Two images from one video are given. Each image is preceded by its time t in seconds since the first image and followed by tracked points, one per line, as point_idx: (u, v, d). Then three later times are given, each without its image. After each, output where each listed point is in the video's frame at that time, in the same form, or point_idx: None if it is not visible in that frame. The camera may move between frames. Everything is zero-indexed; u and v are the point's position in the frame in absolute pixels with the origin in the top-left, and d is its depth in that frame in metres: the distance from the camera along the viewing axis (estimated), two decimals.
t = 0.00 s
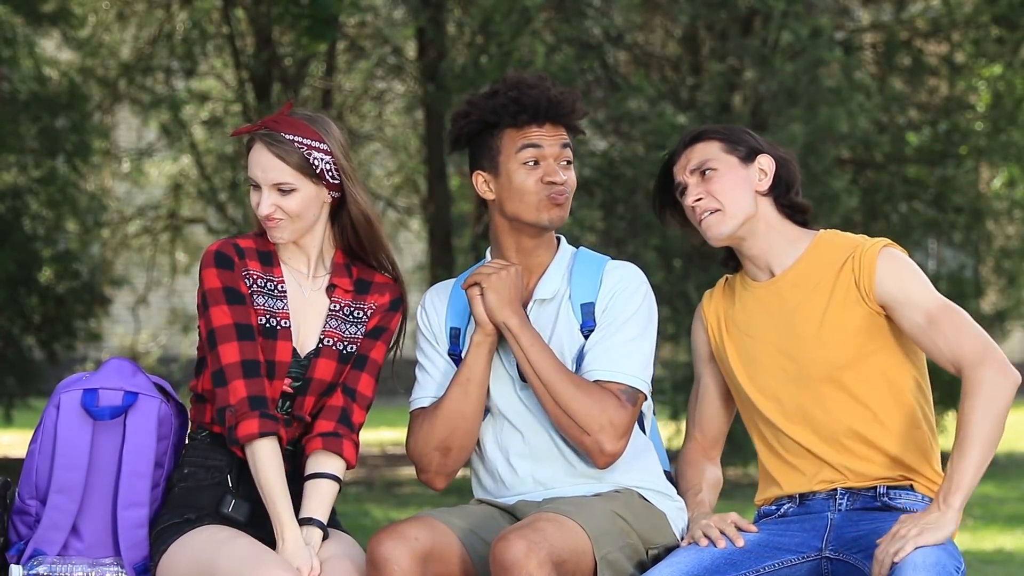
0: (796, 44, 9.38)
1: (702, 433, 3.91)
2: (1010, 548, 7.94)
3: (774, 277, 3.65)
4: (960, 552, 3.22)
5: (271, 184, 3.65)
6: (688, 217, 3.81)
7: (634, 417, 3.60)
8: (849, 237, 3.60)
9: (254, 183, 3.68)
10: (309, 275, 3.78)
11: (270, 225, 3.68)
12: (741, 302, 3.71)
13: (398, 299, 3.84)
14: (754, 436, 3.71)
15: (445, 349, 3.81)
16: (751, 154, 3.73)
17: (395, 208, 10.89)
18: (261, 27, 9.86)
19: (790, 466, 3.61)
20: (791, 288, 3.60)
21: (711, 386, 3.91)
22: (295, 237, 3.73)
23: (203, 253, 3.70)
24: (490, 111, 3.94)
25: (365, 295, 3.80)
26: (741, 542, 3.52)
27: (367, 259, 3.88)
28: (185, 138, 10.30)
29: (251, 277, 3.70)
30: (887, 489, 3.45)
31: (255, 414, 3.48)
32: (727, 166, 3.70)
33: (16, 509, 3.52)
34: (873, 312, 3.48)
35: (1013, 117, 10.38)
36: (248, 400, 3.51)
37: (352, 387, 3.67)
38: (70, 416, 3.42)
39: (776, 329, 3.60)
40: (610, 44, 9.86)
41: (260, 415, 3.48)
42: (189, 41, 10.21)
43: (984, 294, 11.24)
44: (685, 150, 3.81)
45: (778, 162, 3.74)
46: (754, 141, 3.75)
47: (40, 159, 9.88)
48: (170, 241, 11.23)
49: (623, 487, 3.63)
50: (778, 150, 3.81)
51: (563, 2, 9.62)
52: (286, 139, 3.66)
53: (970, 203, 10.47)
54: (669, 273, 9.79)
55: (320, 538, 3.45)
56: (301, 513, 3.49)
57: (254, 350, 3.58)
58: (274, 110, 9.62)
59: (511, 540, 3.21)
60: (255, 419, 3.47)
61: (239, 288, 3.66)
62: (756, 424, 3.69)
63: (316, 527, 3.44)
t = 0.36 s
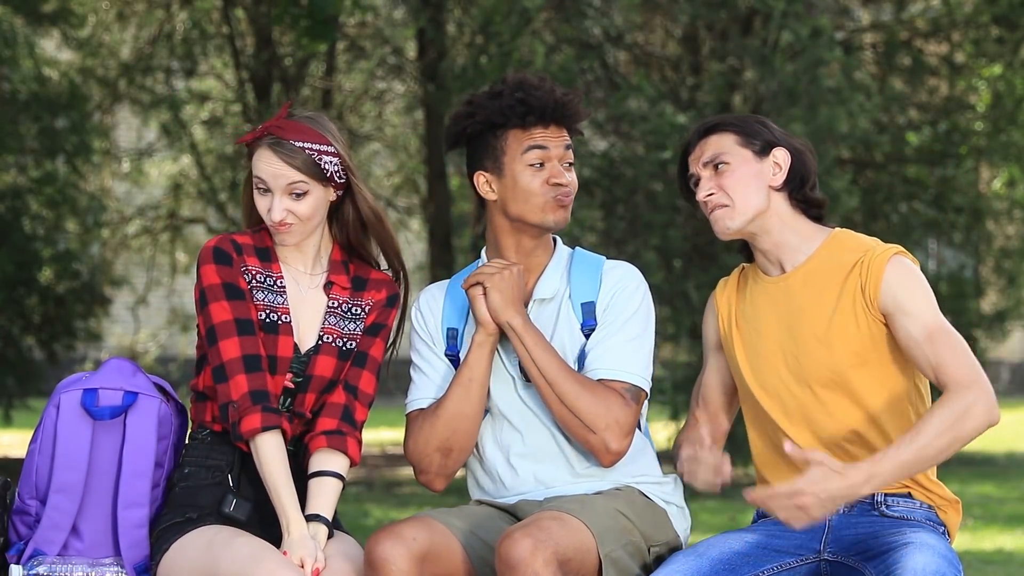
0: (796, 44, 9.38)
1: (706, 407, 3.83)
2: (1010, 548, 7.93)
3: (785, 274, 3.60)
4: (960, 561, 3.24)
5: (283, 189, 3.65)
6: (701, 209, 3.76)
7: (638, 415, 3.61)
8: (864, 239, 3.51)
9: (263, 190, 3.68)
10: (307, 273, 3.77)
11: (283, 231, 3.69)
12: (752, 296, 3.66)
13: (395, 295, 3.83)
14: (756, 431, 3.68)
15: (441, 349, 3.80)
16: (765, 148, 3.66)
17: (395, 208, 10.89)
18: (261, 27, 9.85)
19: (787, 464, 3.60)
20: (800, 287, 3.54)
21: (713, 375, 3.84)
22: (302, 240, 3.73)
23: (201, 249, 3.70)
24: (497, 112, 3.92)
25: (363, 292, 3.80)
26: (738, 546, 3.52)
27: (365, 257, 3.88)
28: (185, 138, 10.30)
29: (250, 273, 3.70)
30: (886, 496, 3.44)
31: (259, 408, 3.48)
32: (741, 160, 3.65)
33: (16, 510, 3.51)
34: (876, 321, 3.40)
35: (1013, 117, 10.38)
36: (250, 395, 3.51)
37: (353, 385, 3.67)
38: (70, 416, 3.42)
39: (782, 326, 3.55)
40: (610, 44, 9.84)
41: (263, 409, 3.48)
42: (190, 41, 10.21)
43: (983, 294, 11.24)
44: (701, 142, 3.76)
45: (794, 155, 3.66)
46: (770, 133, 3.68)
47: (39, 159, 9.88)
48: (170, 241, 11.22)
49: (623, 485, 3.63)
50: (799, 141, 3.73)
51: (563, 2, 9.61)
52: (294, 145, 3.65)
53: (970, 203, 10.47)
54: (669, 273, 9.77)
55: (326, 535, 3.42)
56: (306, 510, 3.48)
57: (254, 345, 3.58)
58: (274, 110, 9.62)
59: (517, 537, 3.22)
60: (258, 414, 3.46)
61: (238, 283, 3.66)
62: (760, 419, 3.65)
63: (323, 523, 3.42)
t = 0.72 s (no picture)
0: (796, 44, 9.38)
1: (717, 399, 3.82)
2: (1010, 548, 7.94)
3: (795, 270, 3.62)
4: (960, 560, 3.24)
5: (315, 188, 3.67)
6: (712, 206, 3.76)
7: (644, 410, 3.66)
8: (872, 239, 3.53)
9: (286, 193, 3.66)
10: (303, 273, 3.77)
11: (312, 230, 3.68)
12: (760, 293, 3.69)
13: (391, 294, 3.83)
14: (761, 428, 3.72)
15: (439, 350, 3.80)
16: (776, 145, 3.65)
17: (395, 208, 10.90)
18: (261, 27, 9.85)
19: (789, 463, 3.62)
20: (806, 284, 3.57)
21: (727, 368, 3.84)
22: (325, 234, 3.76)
23: (197, 252, 3.71)
24: (505, 113, 3.89)
25: (360, 290, 3.80)
26: (737, 546, 3.51)
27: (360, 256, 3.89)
28: (185, 138, 10.30)
29: (245, 275, 3.70)
30: (887, 496, 3.45)
31: (250, 411, 3.48)
32: (751, 158, 3.64)
33: (16, 510, 3.51)
34: (878, 319, 3.44)
35: (1013, 117, 10.42)
36: (242, 398, 3.52)
37: (352, 382, 3.66)
38: (70, 416, 3.41)
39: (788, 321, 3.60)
40: (611, 44, 9.84)
41: (255, 412, 3.48)
42: (190, 41, 10.21)
43: (983, 294, 11.24)
44: (712, 139, 3.74)
45: (805, 151, 3.66)
46: (779, 129, 3.67)
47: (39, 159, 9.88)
48: (170, 241, 11.21)
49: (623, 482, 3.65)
50: (809, 135, 3.72)
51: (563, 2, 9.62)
52: (321, 144, 3.68)
53: (970, 203, 10.48)
54: (669, 274, 9.67)
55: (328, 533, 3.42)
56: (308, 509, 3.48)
57: (247, 348, 3.58)
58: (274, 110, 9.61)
59: (525, 534, 3.21)
60: (251, 416, 3.47)
61: (233, 286, 3.66)
62: (764, 414, 3.69)
63: (324, 521, 3.42)
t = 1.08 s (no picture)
0: (796, 44, 9.37)
1: (715, 394, 3.81)
2: (1010, 548, 7.94)
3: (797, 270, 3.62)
4: (960, 560, 3.23)
5: (329, 187, 3.69)
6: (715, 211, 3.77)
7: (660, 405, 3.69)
8: (877, 239, 3.54)
9: (304, 203, 3.65)
10: (290, 276, 3.74)
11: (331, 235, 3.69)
12: (765, 293, 3.69)
13: (383, 286, 3.80)
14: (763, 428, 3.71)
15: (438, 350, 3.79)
16: (776, 147, 3.66)
17: (395, 208, 10.89)
18: (261, 27, 9.84)
19: (792, 464, 3.61)
20: (812, 284, 3.56)
21: (726, 361, 3.78)
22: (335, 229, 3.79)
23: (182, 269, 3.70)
24: (516, 112, 3.87)
25: (351, 287, 3.78)
26: (737, 545, 3.51)
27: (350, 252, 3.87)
28: (185, 138, 10.30)
29: (229, 288, 3.68)
30: (887, 495, 3.45)
31: (223, 435, 3.50)
32: (753, 163, 3.65)
33: (16, 510, 3.51)
34: (886, 318, 3.42)
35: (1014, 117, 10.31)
36: (216, 420, 3.54)
37: (350, 380, 3.67)
38: (70, 416, 3.42)
39: (793, 322, 3.58)
40: (611, 44, 9.82)
41: (228, 435, 3.50)
42: (189, 41, 10.19)
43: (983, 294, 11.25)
44: (710, 145, 3.75)
45: (806, 151, 3.67)
46: (778, 130, 3.68)
47: (40, 159, 9.89)
48: (170, 241, 11.20)
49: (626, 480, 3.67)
50: (809, 133, 3.73)
51: (563, 2, 9.60)
52: (315, 145, 3.68)
53: (970, 203, 10.48)
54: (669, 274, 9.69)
55: (337, 531, 3.41)
56: (318, 507, 3.47)
57: (224, 369, 3.59)
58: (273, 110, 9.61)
59: (555, 528, 3.23)
60: (224, 441, 3.49)
61: (218, 302, 3.65)
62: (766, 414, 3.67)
63: (333, 519, 3.41)
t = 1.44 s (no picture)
0: (796, 44, 9.35)
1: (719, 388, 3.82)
2: (1010, 548, 7.94)
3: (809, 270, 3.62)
4: (960, 561, 3.22)
5: (319, 183, 3.66)
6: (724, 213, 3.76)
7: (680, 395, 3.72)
8: (893, 241, 3.55)
9: (290, 189, 3.61)
10: (289, 279, 3.71)
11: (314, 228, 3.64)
12: (776, 291, 3.69)
13: (374, 290, 3.76)
14: (767, 427, 3.72)
15: (435, 347, 3.77)
16: (783, 153, 3.62)
17: (395, 208, 10.90)
18: (261, 28, 9.84)
19: (795, 464, 3.61)
20: (825, 283, 3.58)
21: (736, 359, 3.79)
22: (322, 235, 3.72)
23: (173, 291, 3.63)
24: (523, 115, 3.83)
25: (347, 294, 3.73)
26: (738, 545, 3.50)
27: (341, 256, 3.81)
28: (185, 138, 10.29)
29: (219, 308, 3.61)
30: (888, 494, 3.47)
31: (194, 459, 3.50)
32: (760, 171, 3.62)
33: (16, 509, 3.52)
34: (905, 320, 3.45)
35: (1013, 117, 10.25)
36: (187, 447, 3.52)
37: (354, 391, 3.66)
38: (70, 416, 3.42)
39: (806, 322, 3.59)
40: (611, 44, 9.81)
41: (198, 458, 3.49)
42: (189, 41, 10.17)
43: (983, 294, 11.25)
44: (716, 153, 3.71)
45: (813, 155, 3.63)
46: (783, 135, 3.64)
47: (40, 159, 9.89)
48: (170, 241, 11.20)
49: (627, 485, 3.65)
50: (813, 132, 3.69)
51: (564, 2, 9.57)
52: (311, 135, 3.66)
53: (970, 203, 10.47)
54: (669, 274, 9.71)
55: (331, 530, 3.41)
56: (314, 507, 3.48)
57: (201, 400, 3.54)
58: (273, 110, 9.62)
59: (583, 525, 3.24)
60: (194, 465, 3.49)
61: (203, 329, 3.59)
62: (770, 411, 3.68)
63: (328, 519, 3.42)
